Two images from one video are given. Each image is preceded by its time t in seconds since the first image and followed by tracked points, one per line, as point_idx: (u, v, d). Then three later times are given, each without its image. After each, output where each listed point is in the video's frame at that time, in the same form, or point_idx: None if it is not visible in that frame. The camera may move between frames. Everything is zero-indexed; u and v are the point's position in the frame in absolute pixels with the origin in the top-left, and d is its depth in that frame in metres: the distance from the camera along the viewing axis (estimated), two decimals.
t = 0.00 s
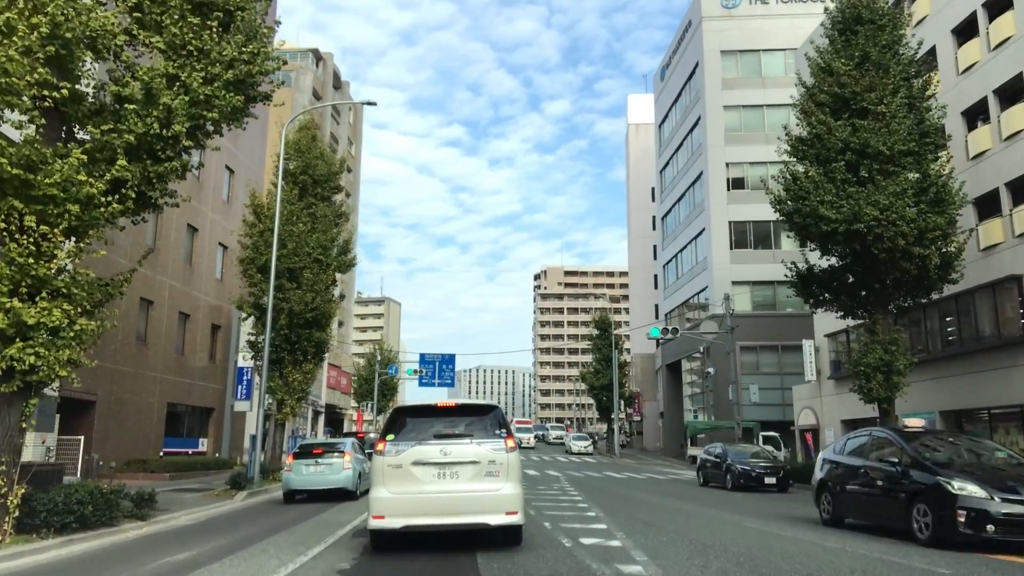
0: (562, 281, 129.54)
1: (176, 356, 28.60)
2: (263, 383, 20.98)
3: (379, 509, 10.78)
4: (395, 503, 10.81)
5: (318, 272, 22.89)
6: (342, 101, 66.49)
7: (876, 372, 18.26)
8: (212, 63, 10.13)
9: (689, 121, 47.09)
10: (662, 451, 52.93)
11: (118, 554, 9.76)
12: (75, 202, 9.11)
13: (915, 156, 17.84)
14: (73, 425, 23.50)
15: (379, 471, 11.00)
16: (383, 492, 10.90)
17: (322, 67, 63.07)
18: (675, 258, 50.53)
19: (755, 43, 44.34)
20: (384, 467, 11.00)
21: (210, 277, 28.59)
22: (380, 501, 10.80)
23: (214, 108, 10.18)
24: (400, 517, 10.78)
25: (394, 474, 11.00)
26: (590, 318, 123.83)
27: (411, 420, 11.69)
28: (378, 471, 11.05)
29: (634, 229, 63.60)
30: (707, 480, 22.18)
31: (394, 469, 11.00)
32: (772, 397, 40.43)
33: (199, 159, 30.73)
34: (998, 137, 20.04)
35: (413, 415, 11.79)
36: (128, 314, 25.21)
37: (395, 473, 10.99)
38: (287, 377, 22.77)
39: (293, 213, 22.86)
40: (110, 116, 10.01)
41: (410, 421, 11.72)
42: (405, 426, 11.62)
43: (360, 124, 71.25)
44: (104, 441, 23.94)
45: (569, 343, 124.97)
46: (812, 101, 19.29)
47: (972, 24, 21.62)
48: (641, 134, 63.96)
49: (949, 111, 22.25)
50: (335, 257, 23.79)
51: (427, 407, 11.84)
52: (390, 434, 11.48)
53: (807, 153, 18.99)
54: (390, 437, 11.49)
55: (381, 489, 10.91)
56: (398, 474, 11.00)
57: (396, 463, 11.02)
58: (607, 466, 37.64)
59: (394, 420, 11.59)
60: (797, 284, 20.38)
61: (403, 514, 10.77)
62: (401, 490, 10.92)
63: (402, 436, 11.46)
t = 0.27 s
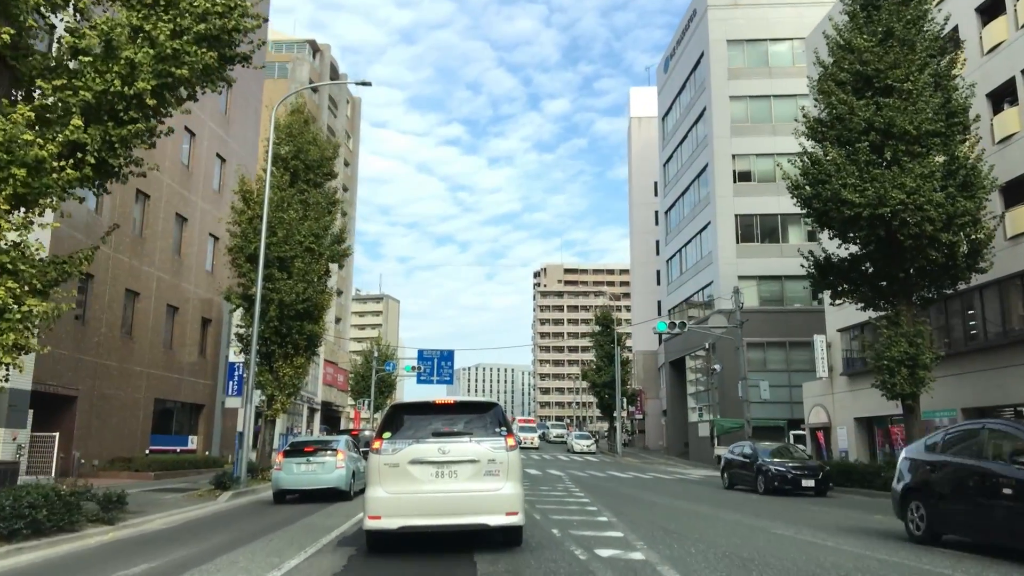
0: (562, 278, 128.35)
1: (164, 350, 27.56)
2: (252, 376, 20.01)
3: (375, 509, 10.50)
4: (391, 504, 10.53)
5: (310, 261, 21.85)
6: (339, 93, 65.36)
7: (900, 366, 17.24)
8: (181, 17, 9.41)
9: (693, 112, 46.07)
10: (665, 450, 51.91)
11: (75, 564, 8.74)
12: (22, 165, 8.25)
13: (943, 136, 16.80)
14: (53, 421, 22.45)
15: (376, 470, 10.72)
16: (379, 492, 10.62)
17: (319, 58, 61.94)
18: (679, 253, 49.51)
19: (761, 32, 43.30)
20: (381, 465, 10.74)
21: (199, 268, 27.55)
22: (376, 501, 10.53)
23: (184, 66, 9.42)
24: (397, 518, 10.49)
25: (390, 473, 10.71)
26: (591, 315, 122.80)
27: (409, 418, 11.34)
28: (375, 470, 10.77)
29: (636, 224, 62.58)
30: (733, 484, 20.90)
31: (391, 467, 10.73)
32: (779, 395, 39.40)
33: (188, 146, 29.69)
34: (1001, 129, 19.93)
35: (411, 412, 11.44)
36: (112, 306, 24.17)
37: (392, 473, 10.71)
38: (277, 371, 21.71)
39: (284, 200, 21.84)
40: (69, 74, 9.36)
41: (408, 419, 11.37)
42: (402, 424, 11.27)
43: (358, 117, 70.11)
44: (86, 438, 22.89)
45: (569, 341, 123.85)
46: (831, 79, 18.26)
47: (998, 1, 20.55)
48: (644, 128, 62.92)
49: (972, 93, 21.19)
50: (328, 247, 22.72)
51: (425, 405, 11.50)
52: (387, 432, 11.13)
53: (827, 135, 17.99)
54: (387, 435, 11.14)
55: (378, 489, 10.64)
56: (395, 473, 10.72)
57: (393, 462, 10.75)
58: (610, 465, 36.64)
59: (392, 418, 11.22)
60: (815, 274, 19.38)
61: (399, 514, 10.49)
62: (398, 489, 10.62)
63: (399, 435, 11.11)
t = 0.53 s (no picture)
0: (562, 278, 127.21)
1: (151, 348, 26.48)
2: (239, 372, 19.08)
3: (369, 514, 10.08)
4: (387, 509, 10.12)
5: (300, 254, 20.78)
6: (336, 90, 64.30)
7: (927, 361, 16.20)
8: None
9: (697, 105, 45.07)
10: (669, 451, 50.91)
11: None
12: None
13: (972, 115, 15.75)
14: (32, 422, 21.41)
15: (371, 474, 10.31)
16: (373, 497, 10.22)
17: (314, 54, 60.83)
18: (682, 250, 48.49)
19: (766, 23, 42.27)
20: (376, 469, 10.33)
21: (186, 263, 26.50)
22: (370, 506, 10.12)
23: (144, 17, 8.57)
24: (392, 524, 10.08)
25: (386, 477, 10.30)
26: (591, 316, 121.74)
27: (405, 420, 10.86)
28: (370, 474, 10.36)
29: (638, 221, 61.57)
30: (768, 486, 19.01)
31: (386, 471, 10.32)
32: (787, 394, 38.39)
33: (176, 138, 28.64)
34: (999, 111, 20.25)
35: (408, 414, 10.96)
36: (94, 302, 23.14)
37: (387, 477, 10.29)
38: (267, 370, 20.67)
39: (273, 189, 20.80)
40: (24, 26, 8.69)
41: (404, 420, 10.89)
42: (399, 426, 10.79)
43: (354, 114, 69.02)
44: (66, 441, 21.85)
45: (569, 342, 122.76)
46: (850, 57, 17.23)
47: None
48: (645, 124, 61.90)
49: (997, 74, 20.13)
50: (319, 239, 21.64)
51: (422, 407, 11.02)
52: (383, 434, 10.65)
53: (846, 116, 16.98)
54: (383, 437, 10.64)
55: (372, 494, 10.24)
56: (391, 477, 10.30)
57: (388, 466, 10.34)
58: (613, 466, 35.64)
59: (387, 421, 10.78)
60: (833, 266, 18.35)
61: (395, 520, 10.08)
62: (393, 494, 10.21)
63: (395, 437, 10.63)
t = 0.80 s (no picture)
0: (561, 276, 126.12)
1: (136, 343, 25.40)
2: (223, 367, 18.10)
3: (361, 518, 9.50)
4: (380, 512, 9.54)
5: (291, 243, 19.79)
6: (332, 83, 63.23)
7: (955, 355, 15.23)
8: None
9: (701, 97, 44.10)
10: (671, 451, 49.94)
11: None
12: None
13: (1005, 92, 14.78)
14: (8, 420, 20.36)
15: (362, 475, 9.74)
16: (365, 499, 9.64)
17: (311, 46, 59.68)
18: (685, 246, 47.53)
19: (772, 12, 41.33)
20: (368, 469, 9.77)
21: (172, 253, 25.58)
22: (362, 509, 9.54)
23: None
24: (385, 527, 9.49)
25: (378, 477, 9.72)
26: (590, 314, 120.80)
27: (400, 419, 10.28)
28: (361, 475, 9.79)
29: (639, 217, 60.63)
30: (807, 494, 17.32)
31: (379, 471, 9.75)
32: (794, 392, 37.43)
33: (164, 125, 27.61)
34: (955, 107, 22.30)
35: (402, 412, 10.38)
36: (76, 294, 22.14)
37: (380, 478, 9.72)
38: (255, 365, 19.68)
39: (262, 175, 19.82)
40: None
41: (399, 419, 10.30)
42: (393, 424, 10.21)
43: (351, 108, 67.93)
44: (45, 439, 20.82)
45: (569, 340, 121.75)
46: (873, 32, 16.24)
47: None
48: (647, 118, 60.93)
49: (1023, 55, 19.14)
50: (311, 228, 20.65)
51: (417, 405, 10.44)
52: (376, 433, 10.07)
53: (868, 95, 16.02)
54: (376, 437, 10.06)
55: (364, 496, 9.66)
56: (384, 478, 9.73)
57: (381, 466, 9.77)
58: (616, 466, 34.68)
59: (382, 418, 10.21)
60: (853, 254, 17.38)
61: (389, 523, 9.49)
62: (386, 495, 9.63)
63: (389, 436, 10.04)
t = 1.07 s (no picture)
0: (561, 275, 125.10)
1: (123, 341, 24.41)
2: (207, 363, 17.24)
3: (355, 522, 8.90)
4: (375, 516, 8.95)
5: (282, 234, 18.87)
6: (328, 79, 62.28)
7: (987, 347, 14.29)
8: None
9: (704, 89, 43.22)
10: (675, 451, 49.02)
11: None
12: None
13: None
14: None
15: (357, 477, 9.16)
16: (360, 502, 9.05)
17: (308, 41, 58.70)
18: (689, 242, 46.62)
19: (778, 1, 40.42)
20: (363, 471, 9.18)
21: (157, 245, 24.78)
22: (356, 513, 8.95)
23: None
24: (381, 532, 8.90)
25: (373, 479, 9.13)
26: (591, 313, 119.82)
27: (397, 418, 9.67)
28: (355, 477, 9.19)
29: (641, 214, 59.72)
30: (860, 499, 15.70)
31: (374, 473, 9.16)
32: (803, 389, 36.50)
33: (152, 116, 26.64)
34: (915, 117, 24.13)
35: (400, 411, 9.77)
36: (58, 289, 21.22)
37: (375, 480, 9.13)
38: (244, 362, 18.75)
39: (252, 163, 18.95)
40: None
41: (397, 418, 9.69)
42: (390, 424, 9.60)
43: (348, 105, 66.97)
44: (24, 441, 19.85)
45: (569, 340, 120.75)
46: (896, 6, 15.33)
47: None
48: (649, 113, 60.01)
49: None
50: (303, 218, 19.72)
51: (416, 403, 9.83)
52: (372, 433, 9.48)
53: (891, 73, 15.13)
54: (372, 437, 9.46)
55: (359, 499, 9.07)
56: (379, 480, 9.14)
57: (376, 467, 9.18)
58: (620, 466, 33.77)
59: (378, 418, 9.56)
60: (875, 242, 16.50)
61: (384, 527, 8.91)
62: (382, 498, 9.04)
63: (385, 436, 9.44)
